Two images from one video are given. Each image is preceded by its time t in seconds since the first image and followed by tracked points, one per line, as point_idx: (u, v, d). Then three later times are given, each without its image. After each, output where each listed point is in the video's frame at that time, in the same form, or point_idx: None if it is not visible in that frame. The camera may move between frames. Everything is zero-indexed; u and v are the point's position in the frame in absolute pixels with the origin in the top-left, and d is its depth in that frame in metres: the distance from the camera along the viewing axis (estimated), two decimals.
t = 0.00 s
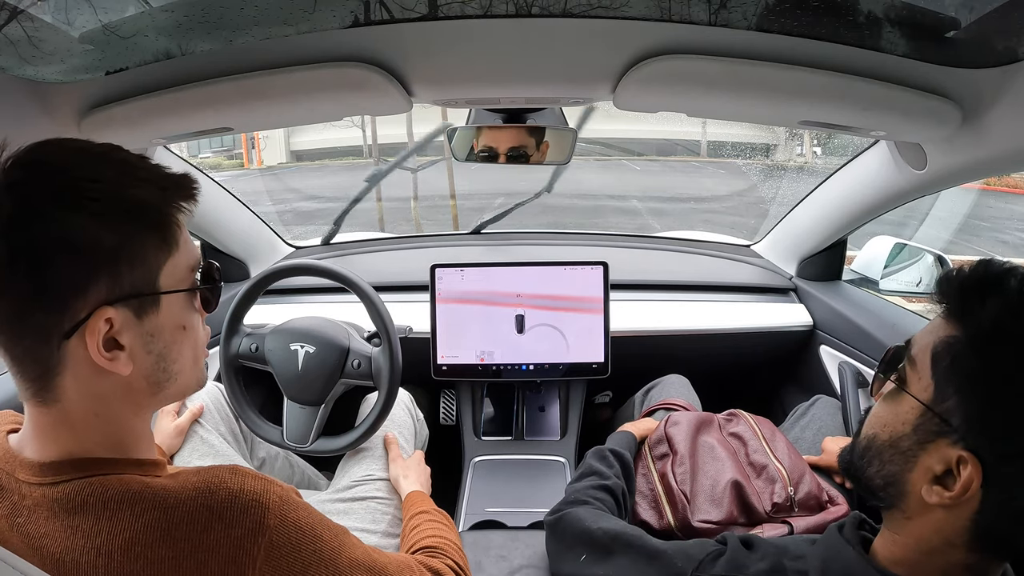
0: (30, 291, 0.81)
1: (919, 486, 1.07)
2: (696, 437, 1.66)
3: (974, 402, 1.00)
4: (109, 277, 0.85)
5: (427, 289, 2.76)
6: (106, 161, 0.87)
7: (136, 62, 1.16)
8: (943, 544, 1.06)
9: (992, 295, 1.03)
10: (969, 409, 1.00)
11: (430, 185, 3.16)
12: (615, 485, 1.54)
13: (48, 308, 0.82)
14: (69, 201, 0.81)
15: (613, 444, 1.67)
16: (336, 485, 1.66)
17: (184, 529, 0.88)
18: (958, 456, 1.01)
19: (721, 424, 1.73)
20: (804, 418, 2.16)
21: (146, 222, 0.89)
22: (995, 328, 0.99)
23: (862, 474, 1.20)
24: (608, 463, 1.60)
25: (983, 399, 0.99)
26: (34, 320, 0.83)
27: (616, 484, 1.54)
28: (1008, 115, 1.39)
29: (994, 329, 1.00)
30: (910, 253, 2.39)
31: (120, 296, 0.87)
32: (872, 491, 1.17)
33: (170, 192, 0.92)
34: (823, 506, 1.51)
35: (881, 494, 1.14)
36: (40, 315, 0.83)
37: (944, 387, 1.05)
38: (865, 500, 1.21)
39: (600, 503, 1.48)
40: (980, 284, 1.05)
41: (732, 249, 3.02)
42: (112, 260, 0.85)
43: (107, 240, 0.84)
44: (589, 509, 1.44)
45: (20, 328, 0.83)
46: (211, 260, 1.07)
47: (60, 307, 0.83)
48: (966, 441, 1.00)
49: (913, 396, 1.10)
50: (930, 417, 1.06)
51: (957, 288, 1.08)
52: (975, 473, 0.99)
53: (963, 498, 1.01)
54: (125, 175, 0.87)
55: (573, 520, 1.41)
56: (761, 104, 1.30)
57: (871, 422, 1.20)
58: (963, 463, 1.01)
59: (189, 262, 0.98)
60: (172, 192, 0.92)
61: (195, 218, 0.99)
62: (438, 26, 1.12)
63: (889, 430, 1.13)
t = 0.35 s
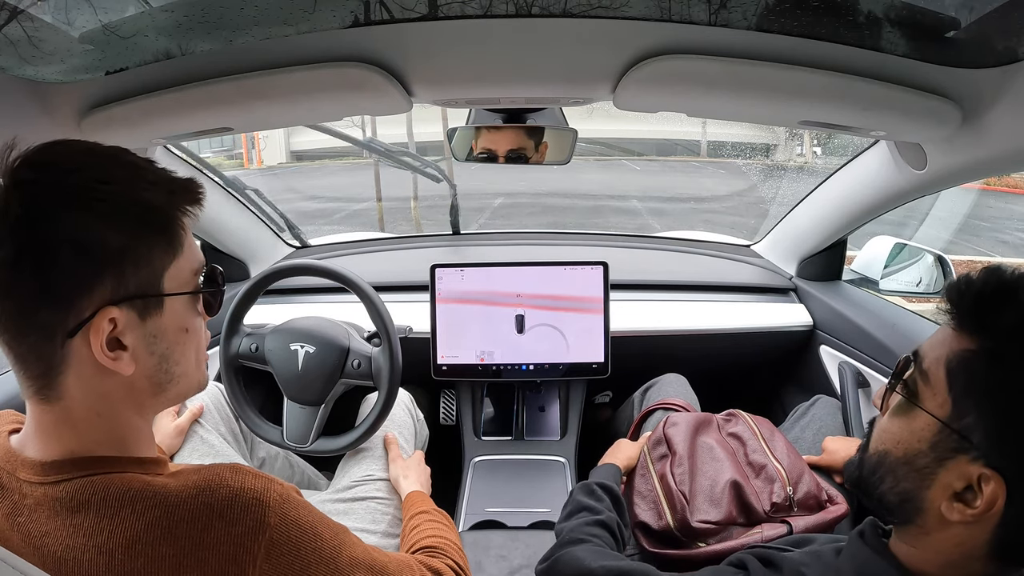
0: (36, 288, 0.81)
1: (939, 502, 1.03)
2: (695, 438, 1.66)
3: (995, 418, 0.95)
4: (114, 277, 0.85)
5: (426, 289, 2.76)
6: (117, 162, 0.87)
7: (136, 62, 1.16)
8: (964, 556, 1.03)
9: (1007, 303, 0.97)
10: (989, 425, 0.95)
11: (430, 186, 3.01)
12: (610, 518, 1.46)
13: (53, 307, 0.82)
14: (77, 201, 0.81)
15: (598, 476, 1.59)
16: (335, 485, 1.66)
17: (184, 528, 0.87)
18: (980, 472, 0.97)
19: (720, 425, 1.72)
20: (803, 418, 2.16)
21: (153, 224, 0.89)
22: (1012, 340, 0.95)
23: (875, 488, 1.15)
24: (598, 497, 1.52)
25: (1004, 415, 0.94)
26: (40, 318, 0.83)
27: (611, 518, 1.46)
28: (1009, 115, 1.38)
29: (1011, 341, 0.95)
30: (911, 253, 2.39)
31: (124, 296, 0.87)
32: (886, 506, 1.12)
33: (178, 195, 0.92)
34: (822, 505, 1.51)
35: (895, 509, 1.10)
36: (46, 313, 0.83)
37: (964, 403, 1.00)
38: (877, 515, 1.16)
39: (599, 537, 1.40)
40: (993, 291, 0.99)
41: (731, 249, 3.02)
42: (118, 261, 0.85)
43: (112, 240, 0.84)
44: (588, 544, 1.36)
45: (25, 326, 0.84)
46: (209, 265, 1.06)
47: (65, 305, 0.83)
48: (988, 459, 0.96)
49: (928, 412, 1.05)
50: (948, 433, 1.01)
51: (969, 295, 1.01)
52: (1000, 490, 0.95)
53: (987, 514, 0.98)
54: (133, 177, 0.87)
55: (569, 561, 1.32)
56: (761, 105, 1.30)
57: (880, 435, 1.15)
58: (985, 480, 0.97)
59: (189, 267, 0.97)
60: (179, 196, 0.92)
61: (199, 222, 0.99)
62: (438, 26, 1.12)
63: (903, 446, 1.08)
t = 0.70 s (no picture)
0: (33, 291, 0.81)
1: (918, 506, 1.01)
2: (689, 439, 1.66)
3: (963, 418, 0.94)
4: (111, 279, 0.85)
5: (427, 289, 2.77)
6: (114, 163, 0.87)
7: (136, 62, 1.16)
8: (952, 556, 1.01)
9: (963, 302, 0.98)
10: (959, 426, 0.95)
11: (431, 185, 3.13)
12: (603, 520, 1.46)
13: (50, 309, 0.83)
14: (73, 203, 0.81)
15: (593, 484, 1.59)
16: (336, 485, 1.66)
17: (187, 523, 0.87)
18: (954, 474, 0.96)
19: (712, 426, 1.73)
20: (803, 418, 2.16)
21: (150, 225, 0.89)
22: (973, 340, 0.95)
23: (854, 495, 1.13)
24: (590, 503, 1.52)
25: (971, 415, 0.93)
26: (38, 320, 0.83)
27: (603, 521, 1.46)
28: (1008, 115, 1.38)
29: (971, 341, 0.95)
30: (910, 253, 2.39)
31: (121, 298, 0.87)
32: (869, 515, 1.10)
33: (175, 195, 0.92)
34: (815, 503, 1.53)
35: (876, 516, 1.08)
36: (42, 315, 0.83)
37: (930, 404, 0.99)
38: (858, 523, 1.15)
39: (592, 539, 1.39)
40: (950, 291, 1.00)
41: (732, 249, 3.02)
42: (115, 263, 0.85)
43: (109, 241, 0.84)
44: (581, 548, 1.35)
45: (23, 327, 0.84)
46: (208, 265, 1.05)
47: (62, 307, 0.83)
48: (961, 460, 0.95)
49: (896, 418, 1.04)
50: (917, 438, 1.01)
51: (926, 296, 1.02)
52: (974, 491, 0.94)
53: (965, 514, 0.97)
54: (130, 178, 0.87)
55: (565, 561, 1.31)
56: (762, 104, 1.29)
57: (853, 444, 1.14)
58: (959, 482, 0.96)
59: (189, 266, 0.98)
60: (177, 195, 0.92)
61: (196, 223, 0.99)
62: (438, 26, 1.12)
63: (877, 453, 1.07)
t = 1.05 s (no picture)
0: (35, 290, 0.81)
1: (898, 511, 1.01)
2: (675, 446, 1.66)
3: (936, 423, 0.94)
4: (112, 278, 0.85)
5: (427, 289, 2.77)
6: (115, 163, 0.87)
7: (137, 62, 1.16)
8: (936, 559, 1.00)
9: (932, 305, 0.97)
10: (933, 430, 0.94)
11: (431, 186, 3.27)
12: (595, 516, 1.46)
13: (51, 308, 0.83)
14: (75, 202, 0.81)
15: (584, 479, 1.60)
16: (336, 485, 1.66)
17: (186, 524, 0.87)
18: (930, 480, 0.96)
19: (694, 431, 1.74)
20: (803, 418, 2.16)
21: (151, 224, 0.89)
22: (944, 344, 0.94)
23: (837, 498, 1.12)
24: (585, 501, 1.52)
25: (944, 419, 0.93)
26: (39, 320, 0.83)
27: (595, 516, 1.46)
28: (1008, 115, 1.38)
29: (942, 345, 0.94)
30: (910, 253, 2.39)
31: (123, 297, 0.87)
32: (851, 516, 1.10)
33: (176, 194, 0.92)
34: (803, 496, 1.54)
35: (861, 520, 1.08)
36: (42, 315, 0.83)
37: (904, 408, 0.99)
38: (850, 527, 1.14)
39: (585, 535, 1.39)
40: (919, 293, 1.00)
41: (732, 249, 3.02)
42: (115, 262, 0.85)
43: (110, 240, 0.84)
44: (577, 547, 1.35)
45: (24, 327, 0.84)
46: (208, 265, 1.05)
47: (64, 306, 0.83)
48: (937, 464, 0.95)
49: (873, 424, 1.04)
50: (894, 444, 1.00)
51: (896, 300, 1.02)
52: (951, 496, 0.94)
53: (944, 518, 0.96)
54: (131, 177, 0.87)
55: (564, 559, 1.31)
56: (762, 104, 1.29)
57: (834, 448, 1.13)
58: (936, 487, 0.96)
59: (190, 265, 0.97)
60: (178, 194, 0.92)
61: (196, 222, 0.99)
62: (438, 26, 1.12)
63: (856, 458, 1.07)
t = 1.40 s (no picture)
0: (35, 289, 0.82)
1: (884, 509, 1.02)
2: (678, 444, 1.64)
3: (921, 424, 0.94)
4: (111, 276, 0.85)
5: (427, 289, 2.77)
6: (115, 162, 0.87)
7: (137, 62, 1.16)
8: (925, 560, 1.00)
9: (925, 305, 0.97)
10: (917, 431, 0.95)
11: (430, 185, 3.27)
12: (598, 515, 1.46)
13: (51, 307, 0.83)
14: (75, 201, 0.81)
15: (587, 478, 1.60)
16: (336, 485, 1.66)
17: (186, 525, 0.87)
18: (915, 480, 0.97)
19: (696, 430, 1.73)
20: (803, 418, 2.16)
21: (150, 222, 0.89)
22: (933, 346, 0.94)
23: (829, 493, 1.12)
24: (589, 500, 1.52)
25: (929, 420, 0.93)
26: (39, 318, 0.83)
27: (598, 515, 1.46)
28: (1008, 114, 1.38)
29: (931, 347, 0.94)
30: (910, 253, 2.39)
31: (122, 295, 0.87)
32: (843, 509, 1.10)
33: (176, 193, 0.92)
34: (804, 496, 1.54)
35: (851, 515, 1.08)
36: (41, 314, 0.83)
37: (892, 406, 0.99)
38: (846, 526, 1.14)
39: (588, 534, 1.39)
40: (913, 292, 0.99)
41: (732, 249, 3.02)
42: (115, 260, 0.85)
43: (110, 238, 0.84)
44: (578, 546, 1.35)
45: (24, 326, 0.84)
46: (207, 265, 1.05)
47: (64, 304, 0.83)
48: (921, 465, 0.95)
49: (862, 421, 1.04)
50: (882, 441, 1.01)
51: (890, 298, 1.01)
52: (932, 497, 0.95)
53: (928, 519, 0.97)
54: (130, 176, 0.87)
55: (566, 559, 1.31)
56: (763, 104, 1.29)
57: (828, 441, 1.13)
58: (920, 487, 0.96)
59: (189, 265, 0.97)
60: (178, 193, 0.92)
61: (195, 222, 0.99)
62: (438, 26, 1.12)
63: (846, 453, 1.07)
